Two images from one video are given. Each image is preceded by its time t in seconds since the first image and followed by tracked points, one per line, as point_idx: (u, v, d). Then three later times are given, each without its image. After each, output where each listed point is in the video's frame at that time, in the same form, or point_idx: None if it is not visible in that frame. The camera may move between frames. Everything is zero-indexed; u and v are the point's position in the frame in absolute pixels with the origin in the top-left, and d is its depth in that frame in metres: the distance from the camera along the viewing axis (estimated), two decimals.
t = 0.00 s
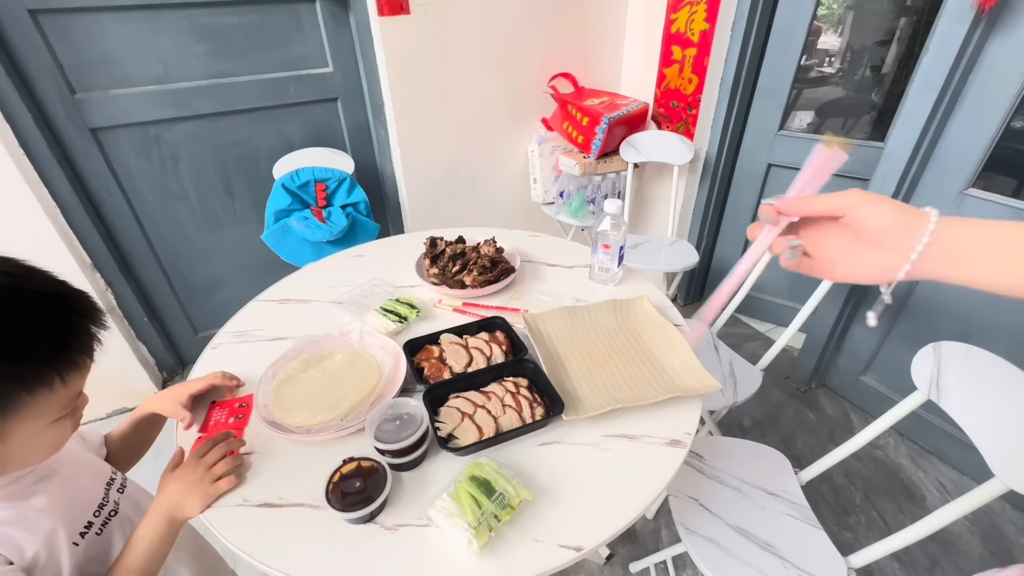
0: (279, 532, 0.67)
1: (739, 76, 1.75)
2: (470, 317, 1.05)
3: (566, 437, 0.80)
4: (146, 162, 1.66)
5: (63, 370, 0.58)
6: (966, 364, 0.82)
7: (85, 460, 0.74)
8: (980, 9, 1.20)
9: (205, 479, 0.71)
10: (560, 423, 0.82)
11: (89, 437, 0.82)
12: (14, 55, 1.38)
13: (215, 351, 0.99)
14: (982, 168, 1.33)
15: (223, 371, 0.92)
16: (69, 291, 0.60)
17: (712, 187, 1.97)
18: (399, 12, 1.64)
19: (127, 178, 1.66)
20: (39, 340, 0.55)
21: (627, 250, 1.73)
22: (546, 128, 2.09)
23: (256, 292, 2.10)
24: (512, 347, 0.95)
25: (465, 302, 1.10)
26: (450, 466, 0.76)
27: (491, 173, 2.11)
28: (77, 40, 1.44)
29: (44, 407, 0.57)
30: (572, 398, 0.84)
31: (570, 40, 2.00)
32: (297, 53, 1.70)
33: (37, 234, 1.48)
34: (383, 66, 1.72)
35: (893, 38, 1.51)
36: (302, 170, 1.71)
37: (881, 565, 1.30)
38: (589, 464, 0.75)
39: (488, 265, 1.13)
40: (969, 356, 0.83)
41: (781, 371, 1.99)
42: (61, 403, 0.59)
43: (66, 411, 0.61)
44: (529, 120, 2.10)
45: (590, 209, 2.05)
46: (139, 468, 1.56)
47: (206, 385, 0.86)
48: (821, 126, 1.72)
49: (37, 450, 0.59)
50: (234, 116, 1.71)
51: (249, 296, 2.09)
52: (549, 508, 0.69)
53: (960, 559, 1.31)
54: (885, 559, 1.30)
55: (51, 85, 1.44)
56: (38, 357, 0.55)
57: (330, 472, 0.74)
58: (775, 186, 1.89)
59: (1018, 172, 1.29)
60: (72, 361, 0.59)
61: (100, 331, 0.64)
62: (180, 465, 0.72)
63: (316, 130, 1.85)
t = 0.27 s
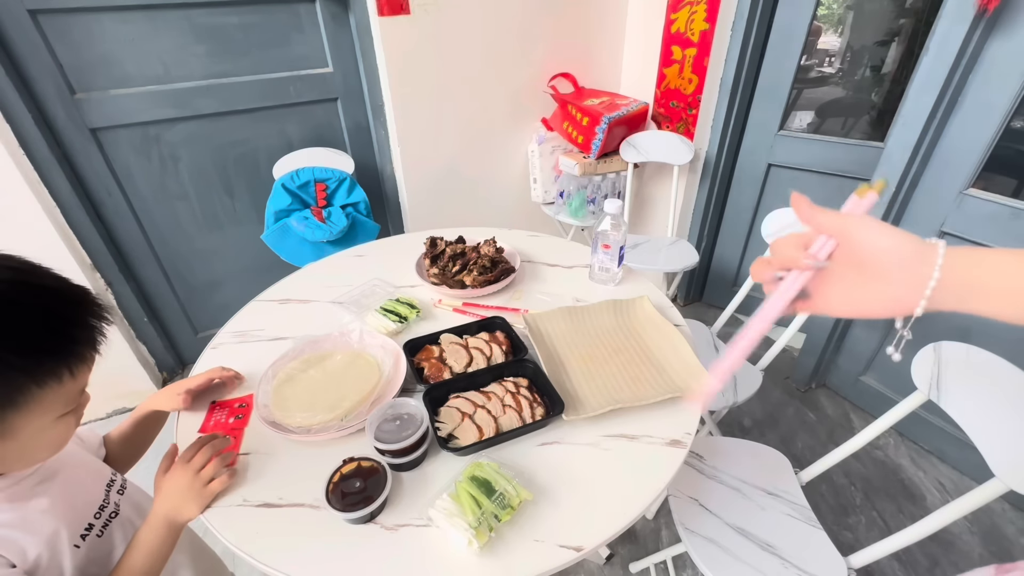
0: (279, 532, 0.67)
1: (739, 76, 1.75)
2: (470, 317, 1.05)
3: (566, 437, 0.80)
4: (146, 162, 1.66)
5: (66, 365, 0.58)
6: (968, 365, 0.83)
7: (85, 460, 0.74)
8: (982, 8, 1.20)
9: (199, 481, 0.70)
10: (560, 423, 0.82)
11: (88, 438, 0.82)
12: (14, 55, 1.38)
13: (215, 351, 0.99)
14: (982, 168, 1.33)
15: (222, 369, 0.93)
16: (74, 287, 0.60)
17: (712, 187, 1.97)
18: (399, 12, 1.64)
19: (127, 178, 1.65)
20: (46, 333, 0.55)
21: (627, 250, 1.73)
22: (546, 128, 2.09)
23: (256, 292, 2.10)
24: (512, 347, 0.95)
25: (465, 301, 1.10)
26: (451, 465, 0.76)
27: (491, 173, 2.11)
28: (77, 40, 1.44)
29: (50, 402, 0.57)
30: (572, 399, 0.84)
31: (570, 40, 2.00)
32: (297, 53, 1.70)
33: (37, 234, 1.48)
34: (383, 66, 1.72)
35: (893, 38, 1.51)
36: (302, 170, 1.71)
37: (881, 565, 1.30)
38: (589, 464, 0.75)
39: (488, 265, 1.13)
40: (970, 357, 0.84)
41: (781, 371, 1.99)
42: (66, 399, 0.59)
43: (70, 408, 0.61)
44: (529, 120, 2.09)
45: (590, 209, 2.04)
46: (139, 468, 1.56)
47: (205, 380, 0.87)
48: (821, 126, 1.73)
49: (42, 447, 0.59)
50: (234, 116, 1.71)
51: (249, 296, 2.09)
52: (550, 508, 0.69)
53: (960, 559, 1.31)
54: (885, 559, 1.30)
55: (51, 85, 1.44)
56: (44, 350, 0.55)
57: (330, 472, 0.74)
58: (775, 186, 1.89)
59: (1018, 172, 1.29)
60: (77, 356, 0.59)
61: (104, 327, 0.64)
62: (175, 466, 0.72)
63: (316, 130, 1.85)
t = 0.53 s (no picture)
0: (279, 532, 0.67)
1: (739, 76, 1.75)
2: (470, 317, 1.05)
3: (566, 437, 0.80)
4: (146, 162, 1.66)
5: (56, 368, 0.58)
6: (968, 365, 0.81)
7: (82, 460, 0.74)
8: (982, 9, 1.20)
9: (139, 495, 0.63)
10: (560, 423, 0.82)
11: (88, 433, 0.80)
12: (14, 55, 1.38)
13: (215, 351, 0.99)
14: (982, 168, 1.33)
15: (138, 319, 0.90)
16: (64, 292, 0.61)
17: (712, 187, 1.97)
18: (399, 12, 1.64)
19: (127, 178, 1.65)
20: (35, 337, 0.56)
21: (627, 250, 1.73)
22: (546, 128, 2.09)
23: (256, 293, 2.10)
24: (512, 347, 0.95)
25: (465, 302, 1.10)
26: (451, 465, 0.76)
27: (491, 173, 2.11)
28: (76, 40, 1.44)
29: (38, 407, 0.57)
30: (572, 399, 0.84)
31: (571, 40, 2.00)
32: (297, 53, 1.70)
33: (37, 233, 1.48)
34: (383, 66, 1.72)
35: (892, 38, 1.50)
36: (302, 170, 1.71)
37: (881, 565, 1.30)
38: (589, 464, 0.75)
39: (488, 265, 1.13)
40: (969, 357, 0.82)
41: (781, 371, 1.99)
42: (54, 405, 0.59)
43: (60, 413, 0.61)
44: (529, 120, 2.09)
45: (590, 209, 2.04)
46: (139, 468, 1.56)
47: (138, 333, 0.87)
48: (821, 126, 1.72)
49: (29, 453, 0.59)
50: (234, 116, 1.71)
51: (249, 297, 2.09)
52: (549, 508, 0.69)
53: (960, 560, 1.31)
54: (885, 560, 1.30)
55: (51, 85, 1.44)
56: (33, 354, 0.56)
57: (330, 472, 0.74)
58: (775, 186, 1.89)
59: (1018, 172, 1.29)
60: (66, 361, 0.59)
61: (93, 332, 0.65)
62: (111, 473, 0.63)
63: (316, 130, 1.85)
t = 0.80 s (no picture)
0: (279, 531, 0.67)
1: (739, 76, 1.75)
2: (470, 317, 1.05)
3: (566, 437, 0.80)
4: (146, 162, 1.66)
5: (53, 365, 0.58)
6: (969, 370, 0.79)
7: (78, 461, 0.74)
8: (981, 8, 1.20)
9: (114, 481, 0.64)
10: (560, 423, 0.82)
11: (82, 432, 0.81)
12: (14, 55, 1.38)
13: (215, 351, 0.99)
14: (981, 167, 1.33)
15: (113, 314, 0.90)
16: (56, 291, 0.62)
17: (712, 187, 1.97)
18: (399, 12, 1.64)
19: (127, 178, 1.65)
20: (33, 335, 0.56)
21: (626, 250, 1.73)
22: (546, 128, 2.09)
23: (256, 293, 2.10)
24: (512, 347, 0.95)
25: (465, 301, 1.10)
26: (451, 465, 0.76)
27: (491, 173, 2.11)
28: (77, 40, 1.44)
29: (31, 406, 0.57)
30: (573, 398, 0.84)
31: (571, 40, 2.00)
32: (297, 53, 1.70)
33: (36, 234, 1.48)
34: (383, 66, 1.72)
35: (891, 38, 1.51)
36: (302, 170, 1.71)
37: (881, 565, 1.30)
38: (589, 463, 0.75)
39: (488, 265, 1.13)
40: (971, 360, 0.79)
41: (781, 371, 1.99)
42: (46, 403, 0.59)
43: (54, 411, 0.61)
44: (529, 120, 2.09)
45: (590, 209, 2.05)
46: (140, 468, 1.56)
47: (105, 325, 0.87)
48: (822, 126, 1.72)
49: (24, 451, 0.59)
50: (233, 116, 1.71)
51: (249, 297, 2.09)
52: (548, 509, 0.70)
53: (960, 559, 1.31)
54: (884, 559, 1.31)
55: (51, 85, 1.44)
56: (31, 353, 0.56)
57: (331, 472, 0.74)
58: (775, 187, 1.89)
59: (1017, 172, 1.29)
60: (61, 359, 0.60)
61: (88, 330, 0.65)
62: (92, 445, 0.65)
63: (316, 130, 1.85)
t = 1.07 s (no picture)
0: (279, 532, 0.67)
1: (739, 76, 1.75)
2: (470, 317, 1.05)
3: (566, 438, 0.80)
4: (145, 162, 1.66)
5: (50, 359, 0.59)
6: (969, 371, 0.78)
7: (75, 462, 0.73)
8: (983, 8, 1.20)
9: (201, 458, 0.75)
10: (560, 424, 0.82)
11: (76, 436, 0.81)
12: (14, 55, 1.38)
13: (215, 351, 0.99)
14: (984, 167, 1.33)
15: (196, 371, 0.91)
16: (50, 286, 0.62)
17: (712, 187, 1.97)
18: (399, 12, 1.64)
19: (127, 178, 1.65)
20: (22, 327, 0.56)
21: (626, 250, 1.73)
22: (546, 128, 2.09)
23: (256, 293, 2.10)
24: (512, 347, 0.95)
25: (465, 301, 1.10)
26: (451, 466, 0.76)
27: (491, 173, 2.11)
28: (76, 40, 1.44)
29: (29, 400, 0.57)
30: (573, 399, 0.84)
31: (570, 40, 2.00)
32: (297, 53, 1.70)
33: (36, 234, 1.48)
34: (383, 66, 1.72)
35: (892, 38, 1.55)
36: (302, 170, 1.71)
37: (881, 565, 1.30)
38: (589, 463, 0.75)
39: (488, 265, 1.13)
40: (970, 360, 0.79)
41: (780, 370, 1.99)
42: (46, 398, 0.59)
43: (52, 409, 0.61)
44: (529, 120, 2.09)
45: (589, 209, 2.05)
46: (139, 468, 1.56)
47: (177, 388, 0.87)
48: (821, 126, 1.73)
49: (23, 448, 0.58)
50: (233, 116, 1.71)
51: (249, 297, 2.09)
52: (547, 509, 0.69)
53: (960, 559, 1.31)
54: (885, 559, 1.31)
55: (51, 85, 1.44)
56: (22, 346, 0.56)
57: (330, 472, 0.74)
58: (775, 187, 1.89)
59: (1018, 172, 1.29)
60: (56, 353, 0.59)
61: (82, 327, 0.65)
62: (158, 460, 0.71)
63: (316, 130, 1.85)
